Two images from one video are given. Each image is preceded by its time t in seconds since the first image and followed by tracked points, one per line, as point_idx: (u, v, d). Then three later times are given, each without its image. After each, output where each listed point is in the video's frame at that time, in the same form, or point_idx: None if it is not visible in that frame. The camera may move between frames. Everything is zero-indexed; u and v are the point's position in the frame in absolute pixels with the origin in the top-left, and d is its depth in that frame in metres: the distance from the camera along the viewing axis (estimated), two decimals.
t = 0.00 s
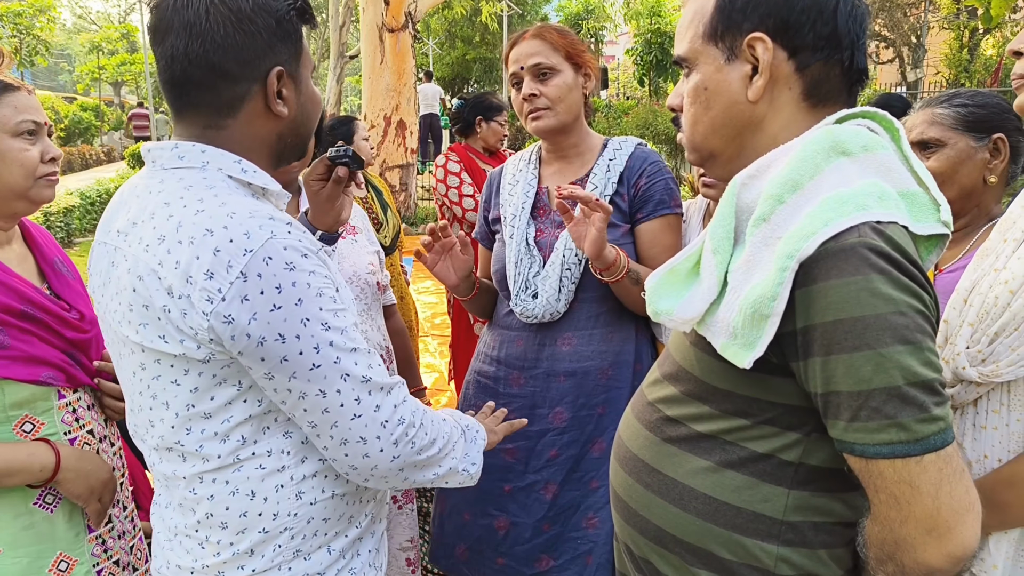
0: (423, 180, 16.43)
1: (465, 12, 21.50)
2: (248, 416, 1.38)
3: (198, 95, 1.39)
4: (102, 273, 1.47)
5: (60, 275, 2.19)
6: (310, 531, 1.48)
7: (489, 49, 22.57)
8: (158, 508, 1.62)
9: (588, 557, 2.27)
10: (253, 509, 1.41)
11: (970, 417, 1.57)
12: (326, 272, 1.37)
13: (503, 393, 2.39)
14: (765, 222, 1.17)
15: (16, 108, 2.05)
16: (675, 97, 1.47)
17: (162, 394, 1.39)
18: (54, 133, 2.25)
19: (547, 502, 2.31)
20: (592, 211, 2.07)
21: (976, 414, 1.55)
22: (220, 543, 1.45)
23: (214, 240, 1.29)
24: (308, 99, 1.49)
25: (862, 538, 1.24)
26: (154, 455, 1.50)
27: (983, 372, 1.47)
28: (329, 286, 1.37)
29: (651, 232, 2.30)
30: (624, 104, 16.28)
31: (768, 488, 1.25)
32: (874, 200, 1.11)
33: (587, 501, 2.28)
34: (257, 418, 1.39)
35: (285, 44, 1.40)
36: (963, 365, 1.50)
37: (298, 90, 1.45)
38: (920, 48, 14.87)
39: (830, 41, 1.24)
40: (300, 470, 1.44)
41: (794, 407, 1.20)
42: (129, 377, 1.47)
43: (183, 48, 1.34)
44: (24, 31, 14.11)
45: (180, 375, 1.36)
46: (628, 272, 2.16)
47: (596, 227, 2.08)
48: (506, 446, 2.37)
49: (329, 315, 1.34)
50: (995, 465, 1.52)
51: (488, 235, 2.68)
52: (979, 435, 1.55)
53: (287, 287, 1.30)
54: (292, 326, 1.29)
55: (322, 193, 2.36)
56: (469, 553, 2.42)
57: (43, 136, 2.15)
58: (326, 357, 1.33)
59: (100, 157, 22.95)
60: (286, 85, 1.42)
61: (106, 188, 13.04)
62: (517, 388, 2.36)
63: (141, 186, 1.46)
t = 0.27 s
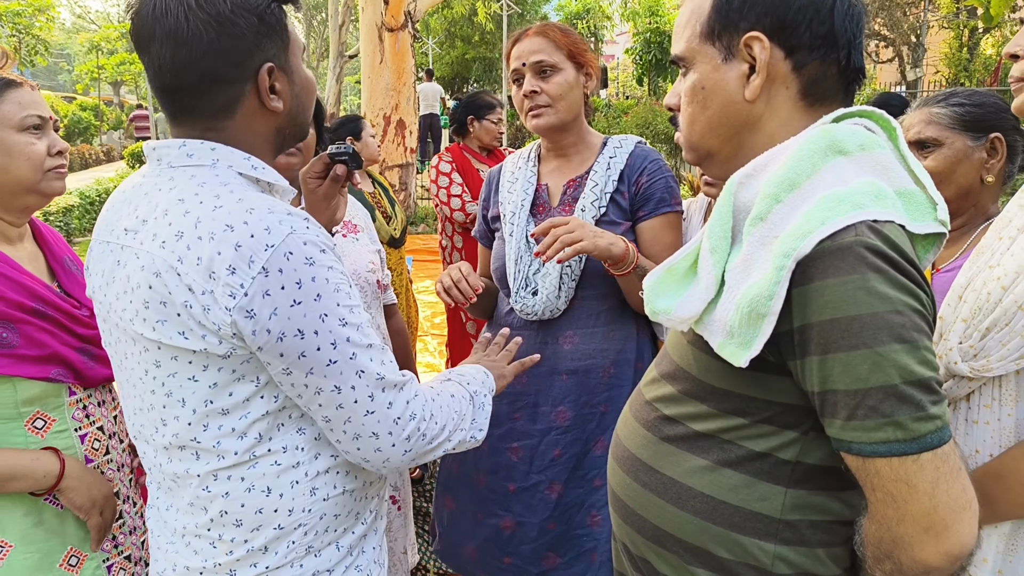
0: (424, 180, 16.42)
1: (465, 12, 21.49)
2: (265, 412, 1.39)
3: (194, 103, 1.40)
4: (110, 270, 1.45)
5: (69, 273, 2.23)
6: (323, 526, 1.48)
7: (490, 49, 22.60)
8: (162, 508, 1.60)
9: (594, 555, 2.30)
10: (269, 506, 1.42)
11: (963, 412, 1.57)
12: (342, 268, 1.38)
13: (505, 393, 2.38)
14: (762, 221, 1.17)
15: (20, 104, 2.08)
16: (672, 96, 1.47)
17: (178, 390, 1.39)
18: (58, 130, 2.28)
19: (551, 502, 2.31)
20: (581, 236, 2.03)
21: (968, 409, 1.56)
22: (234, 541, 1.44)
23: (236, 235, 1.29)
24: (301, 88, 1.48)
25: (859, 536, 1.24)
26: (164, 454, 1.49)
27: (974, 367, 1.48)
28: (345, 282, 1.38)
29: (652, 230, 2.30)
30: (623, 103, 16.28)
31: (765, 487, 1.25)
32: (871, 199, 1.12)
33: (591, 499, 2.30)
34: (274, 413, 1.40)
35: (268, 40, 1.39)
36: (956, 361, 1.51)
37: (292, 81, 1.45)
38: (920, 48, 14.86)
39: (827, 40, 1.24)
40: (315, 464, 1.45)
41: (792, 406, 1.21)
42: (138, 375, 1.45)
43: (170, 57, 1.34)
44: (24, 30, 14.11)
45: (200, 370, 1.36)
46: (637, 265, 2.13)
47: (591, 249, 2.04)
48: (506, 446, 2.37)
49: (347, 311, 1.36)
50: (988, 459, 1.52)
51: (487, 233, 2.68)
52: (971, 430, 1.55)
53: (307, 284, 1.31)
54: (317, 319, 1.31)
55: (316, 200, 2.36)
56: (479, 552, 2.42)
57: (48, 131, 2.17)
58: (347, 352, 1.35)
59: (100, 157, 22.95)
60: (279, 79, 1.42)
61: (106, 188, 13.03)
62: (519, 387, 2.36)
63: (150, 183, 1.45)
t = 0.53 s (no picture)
0: (424, 180, 16.42)
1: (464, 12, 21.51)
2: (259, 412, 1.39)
3: (201, 97, 1.40)
4: (107, 270, 1.46)
5: (80, 271, 2.33)
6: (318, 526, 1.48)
7: (489, 49, 22.62)
8: (159, 507, 1.60)
9: (596, 556, 2.30)
10: (263, 506, 1.42)
11: (958, 411, 1.58)
12: (332, 271, 1.37)
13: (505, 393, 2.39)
14: (761, 222, 1.18)
15: (28, 104, 2.16)
16: (672, 97, 1.48)
17: (172, 390, 1.39)
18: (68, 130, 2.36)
19: (552, 501, 2.31)
20: (558, 292, 2.07)
21: (963, 408, 1.56)
22: (230, 541, 1.44)
23: (228, 237, 1.29)
24: (310, 101, 1.49)
25: (857, 536, 1.24)
26: (160, 454, 1.49)
27: (967, 366, 1.49)
28: (337, 286, 1.38)
29: (652, 231, 2.31)
30: (622, 104, 16.30)
31: (763, 486, 1.25)
32: (869, 199, 1.12)
33: (593, 499, 2.30)
34: (268, 414, 1.40)
35: (284, 46, 1.40)
36: (949, 360, 1.52)
37: (302, 92, 1.46)
38: (920, 48, 14.86)
39: (826, 42, 1.25)
40: (310, 465, 1.45)
41: (790, 406, 1.21)
42: (135, 374, 1.46)
43: (185, 50, 1.35)
44: (23, 30, 14.14)
45: (192, 372, 1.36)
46: (625, 280, 2.17)
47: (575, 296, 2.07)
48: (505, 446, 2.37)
49: (337, 315, 1.35)
50: (982, 458, 1.53)
51: (488, 234, 2.69)
52: (966, 428, 1.56)
53: (297, 287, 1.30)
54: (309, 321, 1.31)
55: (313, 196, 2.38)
56: (484, 549, 2.41)
57: (57, 130, 2.25)
58: (336, 354, 1.34)
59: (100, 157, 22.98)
60: (288, 86, 1.43)
61: (106, 188, 13.04)
62: (518, 386, 2.36)
63: (148, 183, 1.46)
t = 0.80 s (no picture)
0: (423, 180, 16.41)
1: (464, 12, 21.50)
2: (255, 411, 1.38)
3: (204, 103, 1.40)
4: (114, 266, 1.47)
5: (91, 270, 2.33)
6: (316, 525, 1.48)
7: (488, 49, 22.62)
8: (163, 501, 1.61)
9: (596, 555, 2.30)
10: (260, 503, 1.42)
11: (956, 410, 1.57)
12: (330, 272, 1.36)
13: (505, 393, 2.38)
14: (764, 222, 1.18)
15: (40, 104, 2.18)
16: (675, 97, 1.48)
17: (171, 386, 1.39)
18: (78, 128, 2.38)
19: (552, 500, 2.31)
20: (553, 300, 2.08)
21: (961, 407, 1.56)
22: (227, 537, 1.45)
23: (226, 234, 1.29)
24: (310, 90, 1.49)
25: (859, 536, 1.24)
26: (162, 448, 1.50)
27: (965, 365, 1.49)
28: (334, 287, 1.36)
29: (654, 232, 2.30)
30: (622, 104, 16.29)
31: (765, 486, 1.25)
32: (871, 200, 1.12)
33: (595, 499, 2.30)
34: (265, 412, 1.39)
35: (277, 41, 1.40)
36: (947, 360, 1.51)
37: (303, 83, 1.46)
38: (919, 49, 14.87)
39: (829, 42, 1.25)
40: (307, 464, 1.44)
41: (791, 407, 1.21)
42: (138, 370, 1.47)
43: (181, 57, 1.35)
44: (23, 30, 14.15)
45: (187, 369, 1.37)
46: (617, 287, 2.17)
47: (569, 303, 2.09)
48: (505, 446, 2.37)
49: (332, 316, 1.33)
50: (980, 456, 1.52)
51: (492, 233, 2.69)
52: (964, 427, 1.56)
53: (290, 287, 1.29)
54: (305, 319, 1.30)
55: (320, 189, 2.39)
56: (481, 549, 2.40)
57: (68, 130, 2.28)
58: (331, 355, 1.32)
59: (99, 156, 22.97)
60: (287, 81, 1.43)
61: (105, 188, 13.05)
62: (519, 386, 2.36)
63: (154, 180, 1.46)
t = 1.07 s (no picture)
0: (423, 181, 16.41)
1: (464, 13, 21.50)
2: (256, 411, 1.38)
3: (211, 96, 1.40)
4: (116, 266, 1.47)
5: (94, 271, 2.32)
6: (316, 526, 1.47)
7: (489, 50, 22.62)
8: (163, 501, 1.61)
9: (591, 556, 2.30)
10: (260, 504, 1.41)
11: (956, 410, 1.57)
12: (333, 272, 1.36)
13: (505, 394, 2.38)
14: (765, 223, 1.17)
15: (43, 105, 2.18)
16: (676, 97, 1.48)
17: (172, 387, 1.39)
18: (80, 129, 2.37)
19: (550, 503, 2.31)
20: (547, 300, 2.11)
21: (961, 408, 1.56)
22: (227, 537, 1.44)
23: (228, 235, 1.29)
24: (321, 101, 1.49)
25: (859, 538, 1.24)
26: (163, 449, 1.50)
27: (968, 366, 1.48)
28: (337, 287, 1.36)
29: (655, 233, 2.30)
30: (622, 105, 16.29)
31: (766, 488, 1.25)
32: (873, 202, 1.12)
33: (590, 501, 2.29)
34: (267, 413, 1.39)
35: (293, 46, 1.40)
36: (949, 361, 1.50)
37: (312, 91, 1.46)
38: (919, 50, 14.88)
39: (831, 44, 1.25)
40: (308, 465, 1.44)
41: (792, 408, 1.21)
42: (140, 370, 1.47)
43: (195, 51, 1.36)
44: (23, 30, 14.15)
45: (190, 370, 1.36)
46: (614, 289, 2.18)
47: (563, 302, 2.12)
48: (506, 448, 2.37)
49: (336, 315, 1.33)
50: (982, 457, 1.53)
51: (491, 233, 2.69)
52: (964, 428, 1.56)
53: (294, 287, 1.29)
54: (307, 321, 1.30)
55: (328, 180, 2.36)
56: (473, 554, 2.40)
57: (71, 131, 2.27)
58: (337, 354, 1.33)
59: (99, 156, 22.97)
60: (297, 87, 1.43)
61: (106, 188, 13.04)
62: (518, 387, 2.35)
63: (158, 181, 1.46)
